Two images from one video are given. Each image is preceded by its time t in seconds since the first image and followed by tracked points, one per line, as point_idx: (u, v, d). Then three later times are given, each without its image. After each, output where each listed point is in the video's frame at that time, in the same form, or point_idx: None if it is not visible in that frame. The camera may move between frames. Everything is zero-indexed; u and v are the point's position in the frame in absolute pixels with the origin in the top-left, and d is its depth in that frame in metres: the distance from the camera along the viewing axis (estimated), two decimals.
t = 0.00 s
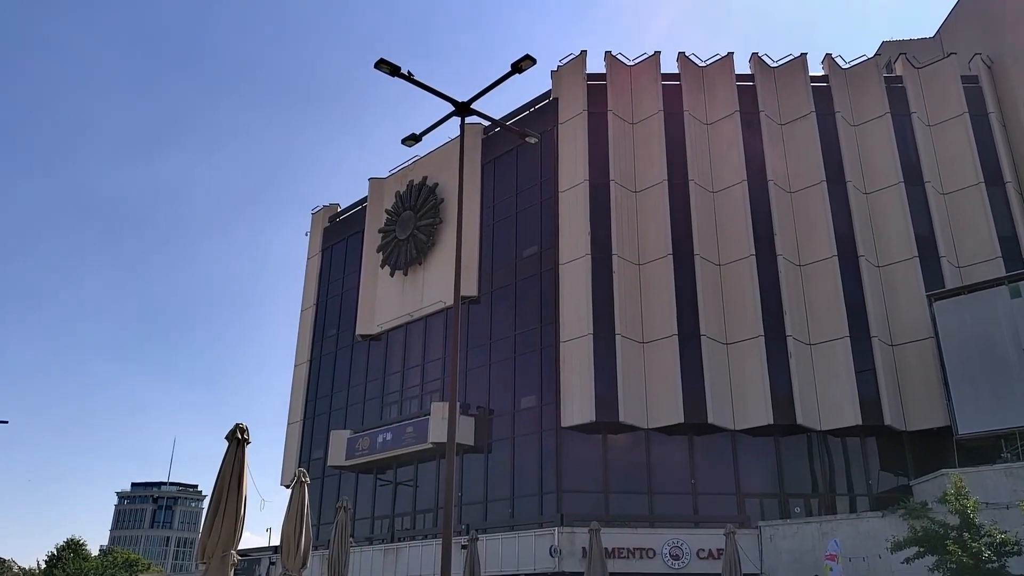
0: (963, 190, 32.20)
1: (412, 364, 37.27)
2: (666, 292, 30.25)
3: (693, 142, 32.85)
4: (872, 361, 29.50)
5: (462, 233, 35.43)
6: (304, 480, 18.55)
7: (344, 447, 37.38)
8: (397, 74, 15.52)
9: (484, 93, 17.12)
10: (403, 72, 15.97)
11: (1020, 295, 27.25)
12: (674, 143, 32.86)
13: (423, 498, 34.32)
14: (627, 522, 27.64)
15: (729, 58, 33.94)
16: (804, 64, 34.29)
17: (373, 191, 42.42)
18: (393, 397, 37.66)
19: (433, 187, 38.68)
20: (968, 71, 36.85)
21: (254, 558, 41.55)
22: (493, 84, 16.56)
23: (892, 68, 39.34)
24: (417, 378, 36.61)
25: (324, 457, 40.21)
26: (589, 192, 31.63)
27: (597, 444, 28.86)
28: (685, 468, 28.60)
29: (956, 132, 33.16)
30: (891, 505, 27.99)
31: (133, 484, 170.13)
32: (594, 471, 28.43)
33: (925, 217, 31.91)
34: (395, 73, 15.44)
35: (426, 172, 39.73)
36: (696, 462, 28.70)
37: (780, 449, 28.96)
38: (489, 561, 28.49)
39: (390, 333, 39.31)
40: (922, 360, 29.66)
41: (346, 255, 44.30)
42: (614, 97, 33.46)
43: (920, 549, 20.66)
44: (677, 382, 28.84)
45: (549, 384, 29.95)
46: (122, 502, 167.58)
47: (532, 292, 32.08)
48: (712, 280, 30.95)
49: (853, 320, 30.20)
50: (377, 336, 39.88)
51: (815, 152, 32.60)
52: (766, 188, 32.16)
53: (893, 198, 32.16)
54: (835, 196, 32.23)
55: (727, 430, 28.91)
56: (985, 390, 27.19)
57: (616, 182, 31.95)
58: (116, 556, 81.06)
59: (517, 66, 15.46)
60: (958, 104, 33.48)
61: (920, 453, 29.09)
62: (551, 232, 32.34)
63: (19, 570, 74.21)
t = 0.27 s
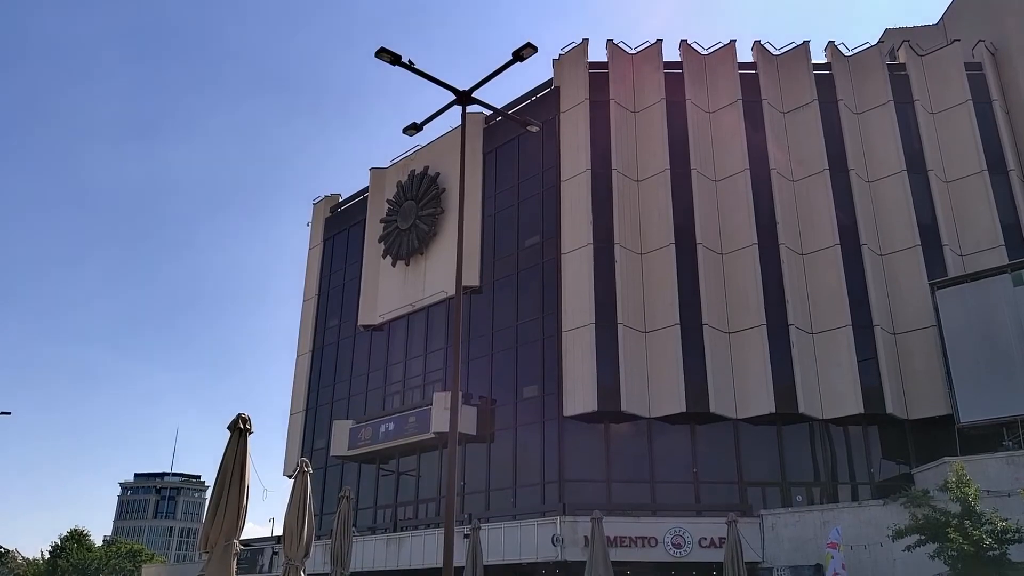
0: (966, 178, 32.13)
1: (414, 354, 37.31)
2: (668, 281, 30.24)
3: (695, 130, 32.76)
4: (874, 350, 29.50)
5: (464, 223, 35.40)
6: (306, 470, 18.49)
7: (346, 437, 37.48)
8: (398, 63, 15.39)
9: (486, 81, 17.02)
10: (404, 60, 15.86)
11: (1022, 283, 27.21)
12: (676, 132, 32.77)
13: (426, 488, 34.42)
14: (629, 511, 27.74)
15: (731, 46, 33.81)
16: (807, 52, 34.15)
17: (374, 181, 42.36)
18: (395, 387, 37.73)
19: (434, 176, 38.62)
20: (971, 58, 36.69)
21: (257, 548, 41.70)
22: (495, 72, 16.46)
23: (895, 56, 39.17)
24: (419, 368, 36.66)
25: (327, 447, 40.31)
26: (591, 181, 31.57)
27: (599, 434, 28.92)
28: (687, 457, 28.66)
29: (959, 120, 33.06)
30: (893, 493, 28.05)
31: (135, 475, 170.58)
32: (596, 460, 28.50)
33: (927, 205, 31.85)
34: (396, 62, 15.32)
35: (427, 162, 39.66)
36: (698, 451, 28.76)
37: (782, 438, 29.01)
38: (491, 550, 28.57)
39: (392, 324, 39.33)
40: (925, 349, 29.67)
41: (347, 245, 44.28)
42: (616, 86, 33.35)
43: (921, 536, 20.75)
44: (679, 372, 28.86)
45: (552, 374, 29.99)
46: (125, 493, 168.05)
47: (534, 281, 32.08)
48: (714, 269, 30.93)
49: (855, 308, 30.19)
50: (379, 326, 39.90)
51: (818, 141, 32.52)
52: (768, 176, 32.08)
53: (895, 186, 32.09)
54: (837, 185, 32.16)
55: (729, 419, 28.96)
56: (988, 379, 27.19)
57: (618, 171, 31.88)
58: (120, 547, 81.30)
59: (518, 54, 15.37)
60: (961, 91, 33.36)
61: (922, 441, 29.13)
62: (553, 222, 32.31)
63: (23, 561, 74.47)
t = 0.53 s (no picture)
0: (966, 166, 32.08)
1: (413, 345, 37.32)
2: (667, 271, 30.23)
3: (694, 119, 32.68)
4: (873, 339, 29.52)
5: (463, 213, 35.34)
6: (306, 460, 18.42)
7: (346, 427, 37.53)
8: (395, 52, 15.31)
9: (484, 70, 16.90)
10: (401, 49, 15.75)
11: (1021, 272, 27.24)
12: (675, 121, 32.69)
13: (426, 477, 34.49)
14: (629, 500, 27.82)
15: (730, 34, 33.69)
16: (806, 41, 34.05)
17: (372, 171, 42.28)
18: (394, 377, 37.76)
19: (433, 166, 38.54)
20: (971, 46, 36.57)
21: (257, 538, 41.81)
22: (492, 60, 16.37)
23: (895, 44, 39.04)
24: (418, 358, 36.68)
25: (326, 438, 40.36)
26: (590, 170, 31.51)
27: (599, 423, 28.97)
28: (687, 446, 28.72)
29: (959, 108, 32.99)
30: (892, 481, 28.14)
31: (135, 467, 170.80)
32: (595, 450, 28.56)
33: (927, 193, 31.82)
34: (393, 50, 15.22)
35: (425, 152, 39.57)
36: (697, 440, 28.82)
37: (781, 426, 29.07)
38: (491, 539, 28.64)
39: (391, 314, 39.33)
40: (924, 337, 29.70)
41: (346, 236, 44.22)
42: (615, 75, 33.25)
43: (919, 523, 20.82)
44: (678, 361, 28.89)
45: (551, 363, 30.01)
46: (124, 484, 168.27)
47: (533, 271, 32.07)
48: (713, 258, 30.91)
49: (854, 297, 30.19)
50: (378, 317, 39.90)
51: (817, 129, 32.45)
52: (767, 165, 32.02)
53: (895, 175, 32.05)
54: (837, 173, 32.10)
55: (728, 408, 29.00)
56: (986, 367, 27.23)
57: (617, 160, 31.81)
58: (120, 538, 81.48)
59: (516, 41, 15.28)
60: (961, 79, 33.27)
61: (921, 430, 29.20)
62: (552, 211, 32.27)
63: (24, 552, 74.67)
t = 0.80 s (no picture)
0: (965, 157, 32.04)
1: (412, 335, 37.32)
2: (666, 261, 30.22)
3: (694, 109, 32.59)
4: (872, 329, 29.54)
5: (462, 203, 35.27)
6: (305, 450, 18.37)
7: (345, 417, 37.57)
8: (394, 41, 15.18)
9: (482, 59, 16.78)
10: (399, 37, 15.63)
11: (1021, 262, 27.24)
12: (675, 110, 32.60)
13: (425, 467, 34.54)
14: (627, 490, 27.90)
15: (730, 23, 33.57)
16: (806, 30, 33.93)
17: (371, 161, 42.17)
18: (393, 367, 37.77)
19: (431, 156, 38.45)
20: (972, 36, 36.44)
21: (257, 528, 41.92)
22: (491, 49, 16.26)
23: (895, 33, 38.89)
24: (417, 349, 36.69)
25: (325, 428, 40.40)
26: (589, 160, 31.44)
27: (598, 413, 29.02)
28: (685, 435, 28.78)
29: (959, 98, 32.92)
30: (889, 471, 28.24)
31: (134, 457, 170.77)
32: (594, 439, 28.62)
33: (926, 183, 31.78)
34: (392, 39, 15.10)
35: (424, 141, 39.46)
36: (696, 430, 28.88)
37: (780, 416, 29.13)
38: (490, 528, 28.70)
39: (390, 304, 39.31)
40: (922, 327, 29.73)
41: (344, 226, 44.15)
42: (614, 64, 33.13)
43: (917, 513, 20.86)
44: (677, 351, 28.91)
45: (550, 353, 30.03)
46: (124, 475, 168.50)
47: (532, 261, 32.05)
48: (712, 248, 30.89)
49: (853, 287, 30.20)
50: (377, 307, 39.87)
51: (817, 119, 32.38)
52: (767, 155, 31.96)
53: (894, 165, 32.01)
54: (836, 163, 32.05)
55: (727, 398, 29.04)
56: (984, 357, 27.26)
57: (616, 149, 31.75)
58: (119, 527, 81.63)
59: (515, 31, 15.21)
60: (961, 69, 33.17)
61: (919, 420, 29.26)
62: (551, 201, 32.23)
63: (24, 541, 74.82)
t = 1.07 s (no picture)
0: (964, 146, 32.00)
1: (410, 324, 37.33)
2: (664, 250, 30.21)
3: (693, 97, 32.51)
4: (869, 318, 29.58)
5: (460, 192, 35.21)
6: (304, 439, 18.48)
7: (344, 406, 37.62)
8: (392, 29, 14.96)
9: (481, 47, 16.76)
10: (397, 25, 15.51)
11: (1019, 251, 27.25)
12: (673, 99, 32.51)
13: (424, 456, 34.62)
14: (625, 478, 27.99)
15: (729, 11, 33.44)
16: (805, 18, 33.81)
17: (369, 150, 42.07)
18: (392, 357, 37.81)
19: (429, 145, 38.36)
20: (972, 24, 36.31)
21: (256, 516, 42.05)
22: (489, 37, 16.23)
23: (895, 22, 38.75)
24: (416, 338, 36.71)
25: (324, 416, 40.46)
26: (587, 149, 31.38)
27: (596, 402, 29.08)
28: (683, 424, 28.87)
29: (958, 87, 32.85)
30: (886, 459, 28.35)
31: (134, 446, 171.05)
32: (592, 428, 28.70)
33: (925, 173, 31.76)
34: (390, 27, 14.91)
35: (422, 130, 39.35)
36: (694, 419, 28.96)
37: (777, 405, 29.21)
38: (488, 517, 28.80)
39: (388, 293, 39.30)
40: (920, 317, 29.78)
41: (342, 215, 44.08)
42: (613, 52, 33.02)
43: (913, 501, 20.90)
44: (675, 340, 28.94)
45: (548, 342, 30.07)
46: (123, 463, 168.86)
47: (531, 250, 32.03)
48: (711, 237, 30.88)
49: (851, 276, 30.21)
50: (375, 296, 39.86)
51: (816, 108, 32.30)
52: (766, 144, 31.91)
53: (893, 154, 31.97)
54: (835, 152, 32.01)
55: (725, 387, 29.10)
56: (982, 346, 27.31)
57: (615, 138, 31.68)
58: (119, 514, 81.87)
59: (514, 19, 15.30)
60: (961, 58, 33.09)
61: (916, 408, 29.35)
62: (549, 190, 32.18)
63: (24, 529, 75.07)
